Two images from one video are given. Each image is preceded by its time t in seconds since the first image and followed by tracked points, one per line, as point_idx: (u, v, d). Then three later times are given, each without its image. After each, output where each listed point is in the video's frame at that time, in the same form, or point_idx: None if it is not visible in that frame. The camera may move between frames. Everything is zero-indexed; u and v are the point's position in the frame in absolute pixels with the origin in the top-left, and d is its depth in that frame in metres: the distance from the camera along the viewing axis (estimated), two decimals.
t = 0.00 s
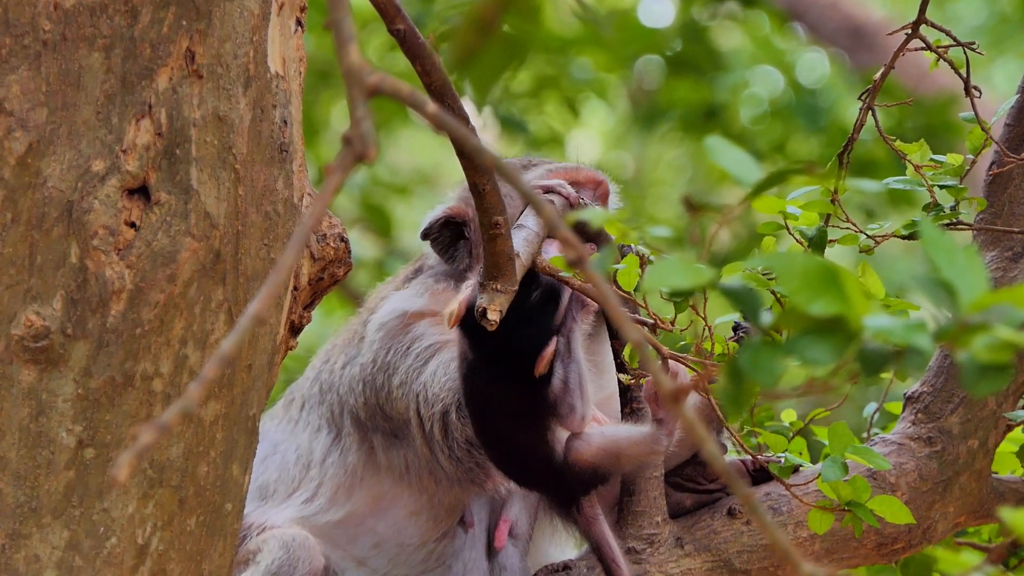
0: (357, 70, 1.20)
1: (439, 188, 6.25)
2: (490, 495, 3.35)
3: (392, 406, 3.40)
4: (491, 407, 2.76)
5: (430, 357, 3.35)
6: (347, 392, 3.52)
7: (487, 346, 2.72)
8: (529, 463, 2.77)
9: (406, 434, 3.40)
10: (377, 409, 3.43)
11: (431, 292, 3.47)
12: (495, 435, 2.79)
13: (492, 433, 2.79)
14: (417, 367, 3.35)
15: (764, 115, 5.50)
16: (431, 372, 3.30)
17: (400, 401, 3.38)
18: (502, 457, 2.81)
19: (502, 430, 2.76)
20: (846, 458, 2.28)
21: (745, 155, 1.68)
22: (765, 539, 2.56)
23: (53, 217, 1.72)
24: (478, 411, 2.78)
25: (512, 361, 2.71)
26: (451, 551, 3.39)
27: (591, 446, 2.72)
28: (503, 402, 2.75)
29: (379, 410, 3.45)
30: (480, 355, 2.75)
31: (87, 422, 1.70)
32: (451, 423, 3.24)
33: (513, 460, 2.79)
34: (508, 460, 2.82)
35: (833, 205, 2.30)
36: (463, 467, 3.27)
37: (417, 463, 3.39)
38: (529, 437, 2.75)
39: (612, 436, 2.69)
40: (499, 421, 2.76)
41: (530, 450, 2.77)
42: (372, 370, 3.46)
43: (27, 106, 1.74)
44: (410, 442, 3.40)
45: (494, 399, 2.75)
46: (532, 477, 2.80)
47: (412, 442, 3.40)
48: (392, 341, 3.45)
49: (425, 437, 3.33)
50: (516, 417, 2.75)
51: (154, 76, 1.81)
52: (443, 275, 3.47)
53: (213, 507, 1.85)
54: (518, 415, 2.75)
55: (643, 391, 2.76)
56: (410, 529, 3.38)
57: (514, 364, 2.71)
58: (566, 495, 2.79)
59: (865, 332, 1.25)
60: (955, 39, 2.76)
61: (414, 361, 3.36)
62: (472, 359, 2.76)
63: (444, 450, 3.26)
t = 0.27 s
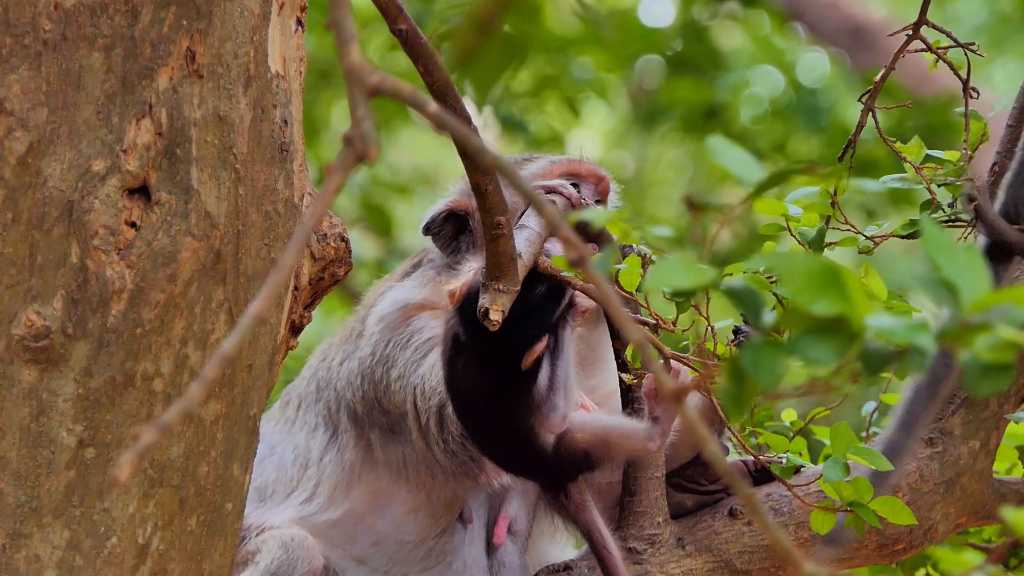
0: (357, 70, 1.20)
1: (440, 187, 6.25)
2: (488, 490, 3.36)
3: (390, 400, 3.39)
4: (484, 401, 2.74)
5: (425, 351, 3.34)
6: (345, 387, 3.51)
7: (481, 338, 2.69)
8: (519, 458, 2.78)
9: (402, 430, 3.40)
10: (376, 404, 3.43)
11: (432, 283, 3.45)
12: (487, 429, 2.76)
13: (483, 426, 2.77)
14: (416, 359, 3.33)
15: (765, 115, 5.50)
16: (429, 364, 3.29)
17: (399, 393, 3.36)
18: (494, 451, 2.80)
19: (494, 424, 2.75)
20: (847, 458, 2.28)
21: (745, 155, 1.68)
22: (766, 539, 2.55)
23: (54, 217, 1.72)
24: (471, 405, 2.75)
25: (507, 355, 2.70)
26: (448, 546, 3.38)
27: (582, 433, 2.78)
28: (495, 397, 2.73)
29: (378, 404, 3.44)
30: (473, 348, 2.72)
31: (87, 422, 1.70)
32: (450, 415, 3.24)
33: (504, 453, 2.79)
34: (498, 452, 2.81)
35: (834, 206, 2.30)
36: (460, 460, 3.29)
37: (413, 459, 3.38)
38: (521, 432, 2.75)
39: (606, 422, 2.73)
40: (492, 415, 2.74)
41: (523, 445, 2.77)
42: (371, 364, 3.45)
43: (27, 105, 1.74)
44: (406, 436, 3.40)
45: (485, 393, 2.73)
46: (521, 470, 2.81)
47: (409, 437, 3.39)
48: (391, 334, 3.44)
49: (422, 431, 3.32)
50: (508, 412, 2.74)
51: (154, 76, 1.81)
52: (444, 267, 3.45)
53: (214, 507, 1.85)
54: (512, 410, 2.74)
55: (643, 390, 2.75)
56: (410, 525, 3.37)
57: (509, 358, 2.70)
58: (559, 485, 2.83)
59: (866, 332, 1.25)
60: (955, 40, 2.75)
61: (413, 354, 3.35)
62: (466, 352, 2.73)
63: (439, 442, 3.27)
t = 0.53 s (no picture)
0: (357, 69, 1.20)
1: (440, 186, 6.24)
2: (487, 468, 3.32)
3: (387, 375, 3.33)
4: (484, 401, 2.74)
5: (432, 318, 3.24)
6: (344, 369, 3.45)
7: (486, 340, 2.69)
8: (515, 459, 2.78)
9: (400, 408, 3.34)
10: (373, 379, 3.36)
11: (437, 260, 3.45)
12: (484, 428, 2.77)
13: (482, 425, 2.77)
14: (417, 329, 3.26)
15: (765, 114, 5.49)
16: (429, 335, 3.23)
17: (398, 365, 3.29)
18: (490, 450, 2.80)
19: (491, 423, 2.75)
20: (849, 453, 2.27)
21: (745, 155, 1.68)
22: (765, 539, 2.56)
23: (54, 217, 1.72)
24: (470, 404, 2.76)
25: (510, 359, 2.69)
26: (445, 528, 3.35)
27: (593, 429, 2.76)
28: (497, 398, 2.73)
29: (376, 380, 3.37)
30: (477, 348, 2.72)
31: (87, 421, 1.70)
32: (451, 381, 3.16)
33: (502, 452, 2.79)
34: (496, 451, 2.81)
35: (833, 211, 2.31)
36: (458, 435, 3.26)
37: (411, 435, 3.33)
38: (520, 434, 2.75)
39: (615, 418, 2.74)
40: (491, 416, 2.75)
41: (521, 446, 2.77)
42: (369, 338, 3.39)
43: (27, 105, 1.74)
44: (405, 412, 3.33)
45: (486, 393, 2.73)
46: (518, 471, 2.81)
47: (407, 412, 3.33)
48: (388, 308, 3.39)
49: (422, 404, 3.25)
50: (508, 414, 2.74)
51: (154, 75, 1.81)
52: (449, 245, 3.48)
53: (214, 506, 1.85)
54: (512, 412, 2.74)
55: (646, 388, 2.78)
56: (410, 506, 3.33)
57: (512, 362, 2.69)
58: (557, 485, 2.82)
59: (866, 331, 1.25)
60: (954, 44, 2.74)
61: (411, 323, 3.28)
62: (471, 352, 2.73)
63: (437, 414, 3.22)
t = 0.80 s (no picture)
0: (358, 69, 1.20)
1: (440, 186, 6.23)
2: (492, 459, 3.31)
3: (402, 363, 3.31)
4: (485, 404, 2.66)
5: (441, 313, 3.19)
6: (352, 358, 3.41)
7: (488, 343, 2.55)
8: (515, 462, 2.75)
9: (415, 395, 3.34)
10: (386, 366, 3.34)
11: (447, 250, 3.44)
12: (486, 432, 2.71)
13: (484, 428, 2.70)
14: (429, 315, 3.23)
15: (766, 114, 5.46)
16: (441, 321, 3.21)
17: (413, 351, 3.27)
18: (491, 453, 2.77)
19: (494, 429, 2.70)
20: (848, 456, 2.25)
21: (746, 155, 1.68)
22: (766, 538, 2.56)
23: (54, 216, 1.72)
24: (472, 408, 2.68)
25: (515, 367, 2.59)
26: (455, 518, 3.38)
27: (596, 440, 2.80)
28: (499, 400, 2.66)
29: (389, 366, 3.35)
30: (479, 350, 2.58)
31: (88, 421, 1.70)
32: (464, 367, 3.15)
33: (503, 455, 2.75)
34: (496, 452, 2.77)
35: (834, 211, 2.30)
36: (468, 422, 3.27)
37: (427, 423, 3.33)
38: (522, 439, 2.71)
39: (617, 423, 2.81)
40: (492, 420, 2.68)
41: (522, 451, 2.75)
42: (379, 323, 3.36)
43: (28, 105, 1.74)
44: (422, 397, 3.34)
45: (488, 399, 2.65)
46: (516, 472, 2.79)
47: (426, 397, 3.34)
48: (400, 294, 3.36)
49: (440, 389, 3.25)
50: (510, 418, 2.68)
51: (154, 75, 1.81)
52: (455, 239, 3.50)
53: (214, 506, 1.85)
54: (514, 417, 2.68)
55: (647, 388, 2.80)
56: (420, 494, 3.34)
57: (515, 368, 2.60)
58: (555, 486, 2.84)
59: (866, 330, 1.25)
60: (955, 44, 2.73)
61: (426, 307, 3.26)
62: (473, 354, 2.60)
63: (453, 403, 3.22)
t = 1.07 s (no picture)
0: (358, 68, 1.20)
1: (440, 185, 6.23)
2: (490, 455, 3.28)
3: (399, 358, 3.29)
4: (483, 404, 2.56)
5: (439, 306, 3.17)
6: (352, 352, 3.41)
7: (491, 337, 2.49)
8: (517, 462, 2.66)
9: (411, 393, 3.32)
10: (383, 360, 3.32)
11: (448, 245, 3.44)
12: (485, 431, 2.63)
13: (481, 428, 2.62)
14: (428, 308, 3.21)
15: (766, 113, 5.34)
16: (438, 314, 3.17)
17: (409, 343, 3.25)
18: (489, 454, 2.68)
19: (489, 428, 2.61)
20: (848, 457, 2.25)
21: (745, 154, 1.68)
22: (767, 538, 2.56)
23: (55, 215, 1.72)
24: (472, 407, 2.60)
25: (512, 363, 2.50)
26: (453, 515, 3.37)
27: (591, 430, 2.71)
28: (499, 400, 2.56)
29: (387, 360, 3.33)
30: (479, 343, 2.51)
31: (88, 421, 1.70)
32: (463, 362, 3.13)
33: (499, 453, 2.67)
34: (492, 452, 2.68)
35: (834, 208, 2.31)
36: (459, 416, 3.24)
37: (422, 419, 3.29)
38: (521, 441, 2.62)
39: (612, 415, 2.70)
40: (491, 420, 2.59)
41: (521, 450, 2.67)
42: (379, 316, 3.34)
43: (28, 105, 1.74)
44: (419, 395, 3.31)
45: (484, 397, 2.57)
46: (513, 474, 2.70)
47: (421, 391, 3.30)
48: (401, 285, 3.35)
49: (435, 384, 3.21)
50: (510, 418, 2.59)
51: (155, 74, 1.81)
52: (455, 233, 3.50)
53: (214, 505, 1.85)
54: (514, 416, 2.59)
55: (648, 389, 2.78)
56: (419, 493, 3.34)
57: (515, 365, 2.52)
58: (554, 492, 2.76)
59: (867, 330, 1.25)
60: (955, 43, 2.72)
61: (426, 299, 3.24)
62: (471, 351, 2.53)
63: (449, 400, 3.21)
